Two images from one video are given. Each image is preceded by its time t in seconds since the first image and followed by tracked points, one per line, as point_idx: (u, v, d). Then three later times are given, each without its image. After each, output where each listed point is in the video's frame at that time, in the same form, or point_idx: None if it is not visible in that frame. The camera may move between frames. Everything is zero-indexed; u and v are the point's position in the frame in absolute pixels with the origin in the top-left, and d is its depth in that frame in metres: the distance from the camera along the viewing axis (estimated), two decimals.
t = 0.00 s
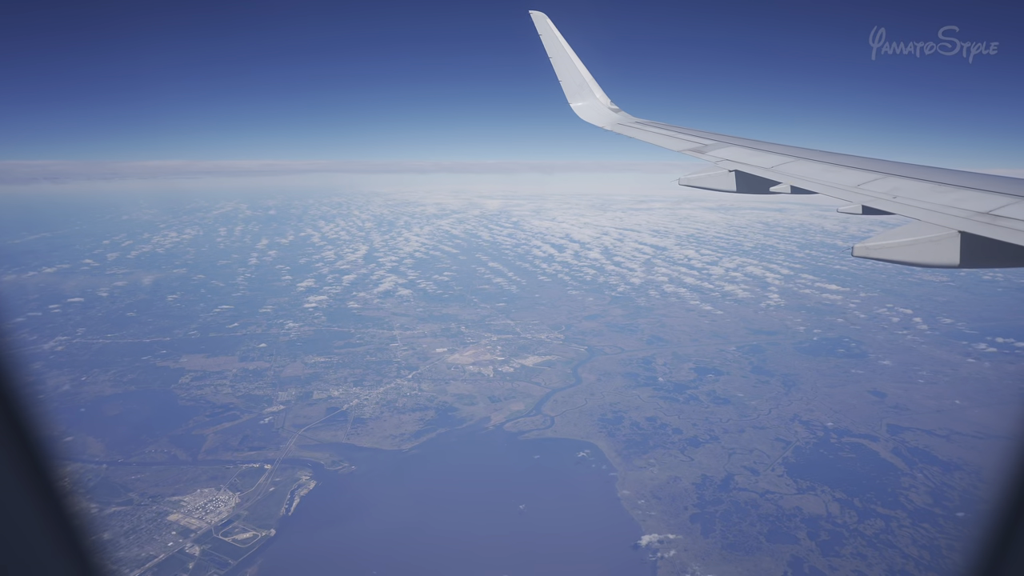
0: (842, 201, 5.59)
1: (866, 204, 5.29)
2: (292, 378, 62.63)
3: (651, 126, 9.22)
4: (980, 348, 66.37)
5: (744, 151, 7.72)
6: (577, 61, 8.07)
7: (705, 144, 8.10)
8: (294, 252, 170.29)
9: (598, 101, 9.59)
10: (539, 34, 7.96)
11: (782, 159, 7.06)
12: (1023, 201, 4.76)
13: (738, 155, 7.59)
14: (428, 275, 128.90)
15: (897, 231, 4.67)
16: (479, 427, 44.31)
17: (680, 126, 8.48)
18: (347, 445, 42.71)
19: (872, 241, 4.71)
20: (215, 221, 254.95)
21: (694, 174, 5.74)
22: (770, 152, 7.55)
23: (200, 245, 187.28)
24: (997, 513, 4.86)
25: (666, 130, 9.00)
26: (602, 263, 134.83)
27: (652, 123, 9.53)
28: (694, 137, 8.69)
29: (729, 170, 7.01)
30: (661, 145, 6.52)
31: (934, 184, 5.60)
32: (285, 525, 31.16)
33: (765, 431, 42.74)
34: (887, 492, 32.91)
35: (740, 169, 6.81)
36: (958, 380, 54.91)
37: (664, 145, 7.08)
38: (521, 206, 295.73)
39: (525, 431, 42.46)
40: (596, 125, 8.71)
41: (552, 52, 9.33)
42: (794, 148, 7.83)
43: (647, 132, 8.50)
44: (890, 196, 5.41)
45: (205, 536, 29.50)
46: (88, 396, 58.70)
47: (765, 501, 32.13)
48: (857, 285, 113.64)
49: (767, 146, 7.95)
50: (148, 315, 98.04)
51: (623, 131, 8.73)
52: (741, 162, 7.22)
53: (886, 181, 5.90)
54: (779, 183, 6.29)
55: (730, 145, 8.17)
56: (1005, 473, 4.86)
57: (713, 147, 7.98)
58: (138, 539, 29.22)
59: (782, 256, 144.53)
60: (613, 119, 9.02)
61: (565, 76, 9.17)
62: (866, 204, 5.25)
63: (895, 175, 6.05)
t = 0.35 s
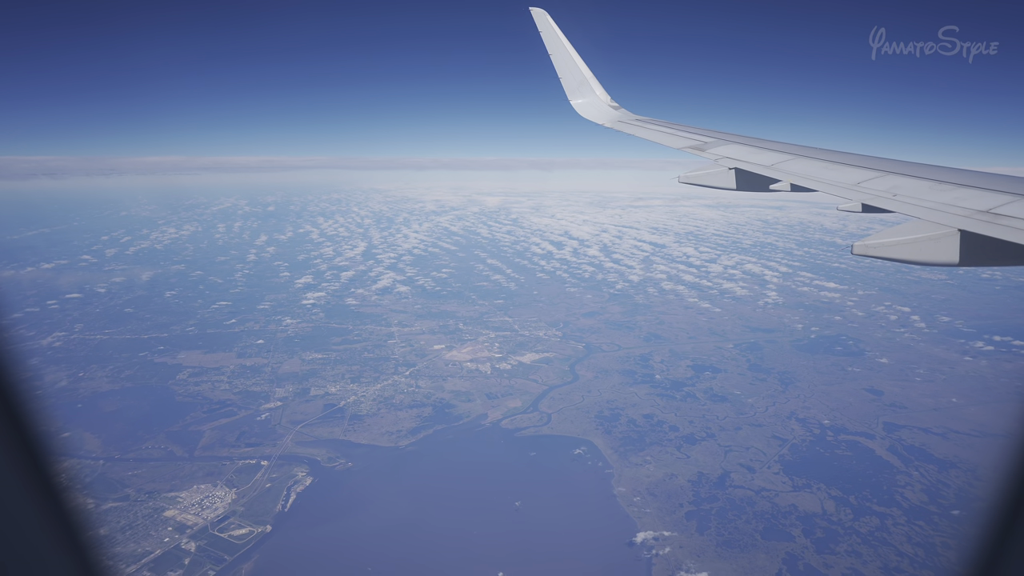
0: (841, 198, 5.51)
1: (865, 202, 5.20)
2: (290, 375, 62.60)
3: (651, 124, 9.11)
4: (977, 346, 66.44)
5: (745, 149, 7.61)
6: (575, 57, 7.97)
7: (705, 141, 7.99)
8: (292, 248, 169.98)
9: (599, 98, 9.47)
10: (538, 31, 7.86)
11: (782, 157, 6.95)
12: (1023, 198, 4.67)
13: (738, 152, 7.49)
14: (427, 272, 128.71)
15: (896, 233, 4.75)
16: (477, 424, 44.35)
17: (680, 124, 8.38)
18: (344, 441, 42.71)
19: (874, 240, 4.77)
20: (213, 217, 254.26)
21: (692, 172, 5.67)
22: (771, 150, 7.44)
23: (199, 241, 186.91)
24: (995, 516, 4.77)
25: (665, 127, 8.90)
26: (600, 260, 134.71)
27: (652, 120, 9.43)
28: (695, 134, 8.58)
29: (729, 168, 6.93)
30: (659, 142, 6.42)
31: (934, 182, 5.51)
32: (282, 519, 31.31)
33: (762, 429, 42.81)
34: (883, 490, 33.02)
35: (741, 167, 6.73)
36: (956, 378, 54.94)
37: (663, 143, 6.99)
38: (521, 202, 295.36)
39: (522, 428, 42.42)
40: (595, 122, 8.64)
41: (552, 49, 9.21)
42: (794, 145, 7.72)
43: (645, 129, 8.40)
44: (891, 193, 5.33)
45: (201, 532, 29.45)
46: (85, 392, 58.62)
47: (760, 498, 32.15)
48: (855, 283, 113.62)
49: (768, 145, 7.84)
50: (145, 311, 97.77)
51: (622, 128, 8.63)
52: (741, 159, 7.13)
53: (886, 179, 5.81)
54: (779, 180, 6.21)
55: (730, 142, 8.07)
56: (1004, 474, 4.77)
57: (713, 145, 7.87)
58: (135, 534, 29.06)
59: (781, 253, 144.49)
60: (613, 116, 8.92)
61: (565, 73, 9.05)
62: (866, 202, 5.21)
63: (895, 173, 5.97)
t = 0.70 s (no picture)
0: (841, 196, 5.45)
1: (865, 200, 5.14)
2: (288, 372, 62.57)
3: (652, 122, 8.99)
4: (975, 345, 66.41)
5: (745, 146, 7.50)
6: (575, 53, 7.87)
7: (707, 139, 7.86)
8: (291, 245, 169.87)
9: (600, 96, 9.35)
10: (539, 27, 7.71)
11: (783, 155, 6.86)
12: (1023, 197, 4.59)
13: (739, 149, 7.37)
14: (426, 269, 128.51)
15: (894, 232, 4.64)
16: (474, 421, 44.36)
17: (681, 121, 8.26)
18: (342, 438, 42.66)
19: (873, 238, 4.68)
20: (212, 213, 253.96)
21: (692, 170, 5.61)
22: (772, 147, 7.32)
23: (198, 238, 186.76)
24: (992, 521, 4.68)
25: (665, 125, 8.81)
26: (600, 258, 134.56)
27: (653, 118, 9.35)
28: (696, 132, 8.46)
29: (730, 165, 6.83)
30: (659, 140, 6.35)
31: (934, 181, 5.42)
32: (279, 515, 31.36)
33: (760, 427, 42.71)
34: (879, 489, 32.99)
35: (741, 165, 6.63)
36: (954, 377, 54.93)
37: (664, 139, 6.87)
38: (521, 200, 295.00)
39: (519, 425, 42.35)
40: (595, 119, 8.56)
41: (553, 46, 9.10)
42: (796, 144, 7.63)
43: (646, 127, 8.30)
44: (891, 192, 5.24)
45: (198, 528, 29.38)
46: (84, 388, 58.59)
47: (757, 496, 32.13)
48: (854, 281, 113.51)
49: (769, 142, 7.72)
50: (144, 308, 97.72)
51: (623, 125, 8.54)
52: (743, 156, 7.01)
53: (886, 177, 5.72)
54: (781, 179, 6.11)
55: (731, 140, 7.95)
56: (1001, 476, 4.70)
57: (714, 142, 7.75)
58: (133, 531, 29.00)
59: (781, 252, 144.32)
60: (615, 115, 8.80)
61: (566, 71, 8.93)
62: (866, 201, 5.12)
63: (896, 171, 5.86)
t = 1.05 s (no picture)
0: (842, 194, 5.38)
1: (866, 198, 5.06)
2: (287, 370, 62.59)
3: (653, 120, 8.93)
4: (975, 343, 66.27)
5: (747, 145, 7.42)
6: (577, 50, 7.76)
7: (707, 138, 7.80)
8: (291, 243, 169.73)
9: (601, 94, 9.28)
10: (539, 24, 7.66)
11: (783, 154, 6.78)
12: None
13: (740, 148, 7.30)
14: (426, 268, 128.46)
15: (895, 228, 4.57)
16: (473, 419, 44.41)
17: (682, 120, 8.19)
18: (340, 436, 42.63)
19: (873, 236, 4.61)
20: (212, 212, 254.05)
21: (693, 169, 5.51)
22: (773, 146, 7.25)
23: (198, 236, 186.77)
24: (991, 524, 4.60)
25: (667, 123, 8.71)
26: (600, 256, 134.40)
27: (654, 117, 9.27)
28: (697, 130, 8.39)
29: (730, 164, 6.77)
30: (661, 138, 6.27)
31: (936, 179, 5.34)
32: (277, 513, 31.38)
33: (759, 425, 42.65)
34: (877, 487, 32.92)
35: (742, 164, 6.56)
36: (953, 375, 54.89)
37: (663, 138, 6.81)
38: (521, 198, 294.75)
39: (518, 423, 42.31)
40: (595, 118, 8.48)
41: (553, 44, 9.03)
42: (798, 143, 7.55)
43: (648, 126, 8.20)
44: (893, 191, 5.16)
45: (197, 526, 29.41)
46: (83, 387, 58.59)
47: (755, 494, 32.09)
48: (855, 280, 113.29)
49: (769, 141, 7.65)
50: (144, 306, 97.78)
51: (623, 124, 8.45)
52: (743, 155, 6.94)
53: (888, 175, 5.64)
54: (782, 177, 6.03)
55: (731, 139, 7.88)
56: (998, 481, 4.63)
57: (715, 141, 7.67)
58: (132, 529, 29.08)
59: (781, 250, 144.06)
60: (615, 113, 8.73)
61: (567, 69, 8.88)
62: (867, 199, 5.05)
63: (897, 170, 5.79)
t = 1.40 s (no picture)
0: (843, 191, 5.30)
1: (866, 194, 4.98)
2: (286, 366, 62.55)
3: (655, 117, 8.83)
4: (975, 340, 66.14)
5: (748, 141, 7.33)
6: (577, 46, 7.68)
7: (708, 134, 7.70)
8: (291, 239, 169.57)
9: (602, 91, 9.19)
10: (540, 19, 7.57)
11: (785, 150, 6.70)
12: None
13: (741, 145, 7.21)
14: (425, 264, 128.38)
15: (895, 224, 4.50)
16: (472, 415, 44.42)
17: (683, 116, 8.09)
18: (338, 432, 42.67)
19: (876, 232, 4.52)
20: (212, 208, 253.84)
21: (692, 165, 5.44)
22: (775, 143, 7.15)
23: (198, 233, 186.68)
24: (986, 523, 4.53)
25: (668, 120, 8.62)
26: (600, 252, 134.29)
27: (656, 114, 9.19)
28: (698, 127, 8.29)
29: (731, 161, 6.70)
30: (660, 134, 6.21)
31: (938, 175, 5.24)
32: (275, 510, 31.43)
33: (757, 422, 42.63)
34: (875, 483, 32.88)
35: (742, 160, 6.48)
36: (952, 372, 54.81)
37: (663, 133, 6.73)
38: (521, 194, 294.25)
39: (516, 420, 42.33)
40: (596, 114, 8.40)
41: (554, 40, 8.94)
42: (800, 139, 7.48)
43: (649, 122, 8.13)
44: (894, 186, 5.07)
45: (195, 521, 29.42)
46: (83, 383, 58.64)
47: (752, 490, 32.10)
48: (855, 276, 112.98)
49: (771, 137, 7.56)
50: (144, 302, 97.82)
51: (624, 120, 8.37)
52: (745, 151, 6.86)
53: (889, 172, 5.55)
54: (783, 174, 5.94)
55: (732, 135, 7.79)
56: (996, 479, 4.57)
57: (716, 139, 7.59)
58: (130, 524, 29.11)
59: (782, 246, 143.73)
60: (617, 109, 8.64)
61: (568, 66, 8.78)
62: (868, 196, 4.97)
63: (898, 166, 5.70)
